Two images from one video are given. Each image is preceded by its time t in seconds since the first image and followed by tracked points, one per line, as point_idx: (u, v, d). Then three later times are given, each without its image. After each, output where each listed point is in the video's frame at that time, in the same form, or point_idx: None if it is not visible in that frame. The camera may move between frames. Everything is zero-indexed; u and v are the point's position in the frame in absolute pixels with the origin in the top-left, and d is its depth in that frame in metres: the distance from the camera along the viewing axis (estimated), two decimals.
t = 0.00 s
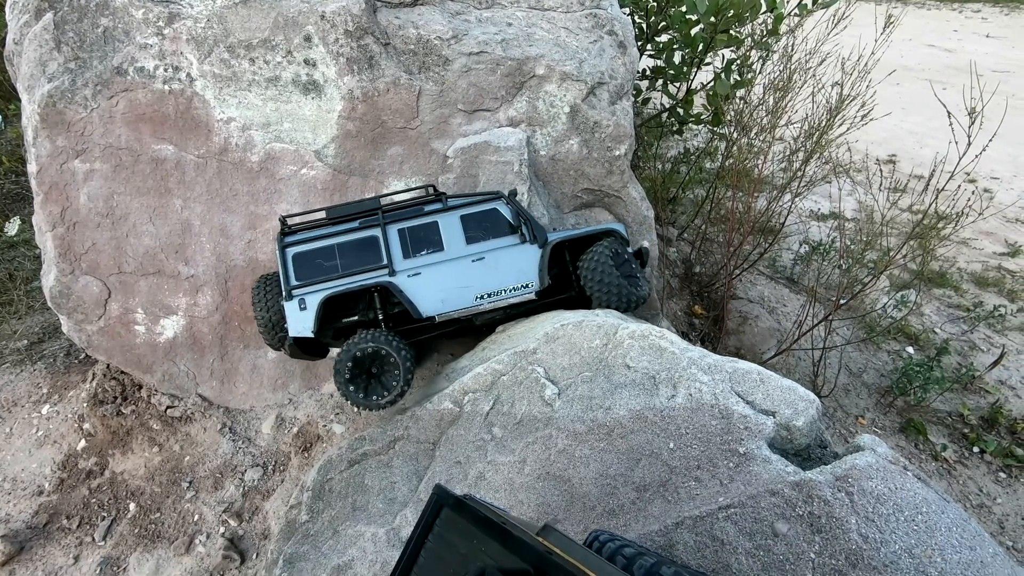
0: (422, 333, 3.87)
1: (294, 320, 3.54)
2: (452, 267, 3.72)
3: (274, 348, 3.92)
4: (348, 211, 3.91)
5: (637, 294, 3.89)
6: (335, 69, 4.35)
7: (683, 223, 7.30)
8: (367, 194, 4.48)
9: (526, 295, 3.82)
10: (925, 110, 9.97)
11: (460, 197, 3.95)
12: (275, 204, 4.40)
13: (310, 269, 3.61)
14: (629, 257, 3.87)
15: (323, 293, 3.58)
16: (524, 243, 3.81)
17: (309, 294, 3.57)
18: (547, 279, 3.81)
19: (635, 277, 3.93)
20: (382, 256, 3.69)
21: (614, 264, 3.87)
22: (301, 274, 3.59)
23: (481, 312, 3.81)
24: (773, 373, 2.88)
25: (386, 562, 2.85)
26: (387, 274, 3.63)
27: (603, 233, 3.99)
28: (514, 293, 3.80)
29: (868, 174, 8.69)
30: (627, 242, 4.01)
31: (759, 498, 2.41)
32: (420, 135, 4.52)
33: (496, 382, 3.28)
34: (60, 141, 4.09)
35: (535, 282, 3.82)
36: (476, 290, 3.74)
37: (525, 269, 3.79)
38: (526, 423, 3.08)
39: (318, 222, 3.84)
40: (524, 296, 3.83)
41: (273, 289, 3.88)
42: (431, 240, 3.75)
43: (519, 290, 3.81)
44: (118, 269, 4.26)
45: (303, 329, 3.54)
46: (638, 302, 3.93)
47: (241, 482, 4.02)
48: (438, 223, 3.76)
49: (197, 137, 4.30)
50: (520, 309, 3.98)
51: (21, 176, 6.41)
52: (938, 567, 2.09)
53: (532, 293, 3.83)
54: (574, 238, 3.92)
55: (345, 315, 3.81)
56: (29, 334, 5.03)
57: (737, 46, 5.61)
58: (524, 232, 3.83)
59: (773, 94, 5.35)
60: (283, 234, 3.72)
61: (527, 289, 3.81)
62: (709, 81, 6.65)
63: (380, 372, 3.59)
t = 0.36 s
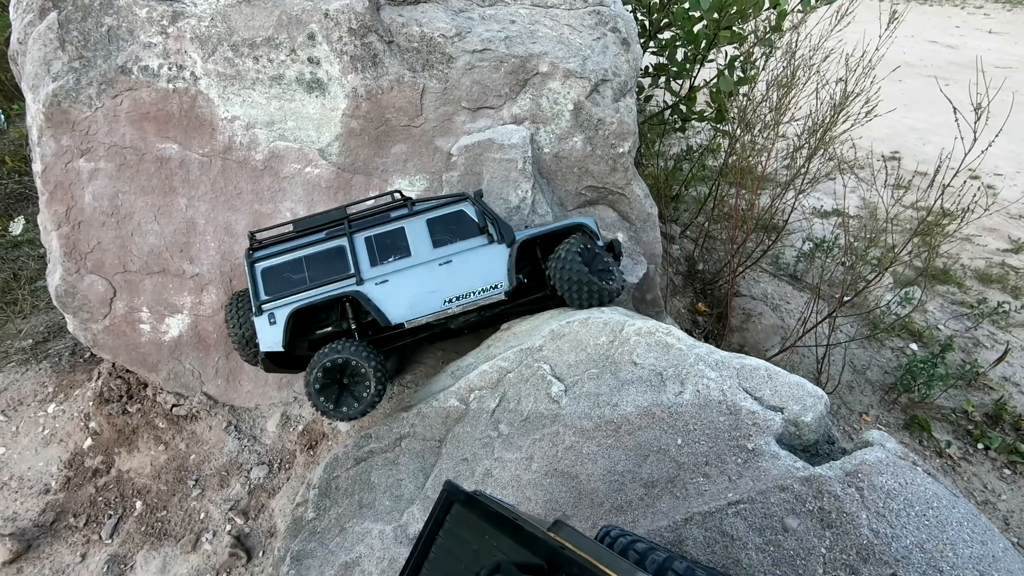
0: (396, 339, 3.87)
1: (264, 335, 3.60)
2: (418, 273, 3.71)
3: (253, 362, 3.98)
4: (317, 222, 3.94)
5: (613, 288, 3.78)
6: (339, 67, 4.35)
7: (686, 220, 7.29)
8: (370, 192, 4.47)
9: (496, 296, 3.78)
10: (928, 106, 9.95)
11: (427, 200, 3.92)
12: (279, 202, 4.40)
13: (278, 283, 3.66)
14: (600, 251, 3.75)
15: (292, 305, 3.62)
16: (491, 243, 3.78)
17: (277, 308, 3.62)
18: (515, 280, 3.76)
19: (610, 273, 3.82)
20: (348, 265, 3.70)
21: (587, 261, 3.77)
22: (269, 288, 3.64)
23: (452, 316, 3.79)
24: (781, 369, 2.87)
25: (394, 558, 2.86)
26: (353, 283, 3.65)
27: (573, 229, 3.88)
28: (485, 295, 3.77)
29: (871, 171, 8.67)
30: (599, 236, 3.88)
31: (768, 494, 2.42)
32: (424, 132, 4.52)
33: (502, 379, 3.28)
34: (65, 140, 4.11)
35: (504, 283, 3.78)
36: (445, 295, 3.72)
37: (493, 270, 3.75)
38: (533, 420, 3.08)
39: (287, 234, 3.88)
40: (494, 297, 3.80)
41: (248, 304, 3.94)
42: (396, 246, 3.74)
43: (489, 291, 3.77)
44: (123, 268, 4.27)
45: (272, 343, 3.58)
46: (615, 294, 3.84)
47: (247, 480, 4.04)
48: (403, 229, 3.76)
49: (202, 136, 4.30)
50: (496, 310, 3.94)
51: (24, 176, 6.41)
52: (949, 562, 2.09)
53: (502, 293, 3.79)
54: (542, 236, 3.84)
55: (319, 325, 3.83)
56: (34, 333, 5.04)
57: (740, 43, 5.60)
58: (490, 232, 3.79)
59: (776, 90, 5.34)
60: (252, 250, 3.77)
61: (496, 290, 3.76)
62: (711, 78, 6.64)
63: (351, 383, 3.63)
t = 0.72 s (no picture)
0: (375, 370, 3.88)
1: (242, 393, 3.54)
2: (388, 304, 3.67)
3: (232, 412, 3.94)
4: (271, 261, 3.78)
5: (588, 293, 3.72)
6: (347, 66, 4.32)
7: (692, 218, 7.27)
8: (379, 191, 4.50)
9: (470, 315, 3.82)
10: (935, 103, 9.89)
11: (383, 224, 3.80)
12: (288, 201, 4.43)
13: (245, 336, 3.55)
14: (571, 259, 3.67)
15: (264, 357, 3.55)
16: (457, 262, 3.75)
17: (250, 362, 3.54)
18: (487, 296, 3.79)
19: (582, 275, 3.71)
20: (314, 306, 3.60)
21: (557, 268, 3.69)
22: (237, 343, 3.54)
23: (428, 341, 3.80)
24: (795, 366, 2.86)
25: (406, 556, 2.87)
26: (323, 324, 3.58)
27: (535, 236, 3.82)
28: (458, 316, 3.80)
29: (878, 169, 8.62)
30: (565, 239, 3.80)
31: (784, 492, 2.42)
32: (432, 131, 4.52)
33: (512, 377, 3.29)
34: (76, 140, 4.13)
35: (476, 301, 3.81)
36: (419, 323, 3.71)
37: (464, 291, 3.75)
38: (545, 418, 3.09)
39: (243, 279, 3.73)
40: (467, 317, 3.83)
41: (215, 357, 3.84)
42: (360, 279, 3.65)
43: (461, 312, 3.79)
44: (133, 268, 4.31)
45: (251, 399, 3.53)
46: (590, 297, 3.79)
47: (257, 478, 4.06)
48: (364, 260, 3.65)
49: (211, 135, 4.31)
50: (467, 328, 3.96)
51: (33, 176, 6.44)
52: (971, 561, 2.08)
53: (475, 312, 3.83)
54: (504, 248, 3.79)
55: (295, 369, 3.77)
56: (44, 332, 5.07)
57: (748, 40, 5.57)
58: (455, 251, 3.75)
59: (785, 88, 5.30)
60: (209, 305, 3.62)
61: (469, 309, 3.80)
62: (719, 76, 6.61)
63: (340, 427, 3.36)
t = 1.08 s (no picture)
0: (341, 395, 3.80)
1: (209, 429, 3.44)
2: (348, 330, 3.57)
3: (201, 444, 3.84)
4: (224, 292, 3.65)
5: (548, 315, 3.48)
6: (353, 61, 4.30)
7: (698, 214, 7.23)
8: (384, 186, 4.49)
9: (432, 336, 3.76)
10: (942, 98, 9.82)
11: (335, 247, 3.68)
12: (294, 196, 4.42)
13: (205, 372, 3.44)
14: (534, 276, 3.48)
15: (227, 393, 3.43)
16: (414, 283, 3.66)
17: (214, 398, 3.43)
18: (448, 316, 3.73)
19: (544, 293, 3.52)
20: (272, 337, 3.49)
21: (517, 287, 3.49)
22: (199, 380, 3.42)
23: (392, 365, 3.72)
24: (803, 358, 2.85)
25: (413, 549, 2.88)
26: (284, 355, 3.47)
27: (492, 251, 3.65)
28: (421, 337, 3.73)
29: (884, 164, 8.56)
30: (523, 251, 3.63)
31: (794, 484, 2.41)
32: (438, 126, 4.49)
33: (519, 372, 3.30)
34: (82, 135, 4.13)
35: (437, 322, 3.76)
36: (382, 347, 3.62)
37: (425, 312, 3.68)
38: (551, 412, 3.09)
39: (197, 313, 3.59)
40: (430, 337, 3.78)
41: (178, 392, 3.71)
42: (317, 306, 3.54)
43: (423, 332, 3.73)
44: (139, 263, 4.34)
45: (219, 435, 3.44)
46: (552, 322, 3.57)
47: (263, 472, 4.06)
48: (320, 286, 3.54)
49: (217, 131, 4.28)
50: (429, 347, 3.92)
51: (39, 173, 6.46)
52: (985, 552, 2.07)
53: (437, 332, 3.78)
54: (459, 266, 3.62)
55: (260, 399, 3.67)
56: (51, 328, 5.09)
57: (755, 33, 5.53)
58: (411, 271, 3.65)
59: (791, 83, 5.27)
60: (164, 342, 3.48)
61: (431, 329, 3.74)
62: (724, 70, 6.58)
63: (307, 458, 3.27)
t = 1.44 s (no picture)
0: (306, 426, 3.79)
1: (179, 481, 3.48)
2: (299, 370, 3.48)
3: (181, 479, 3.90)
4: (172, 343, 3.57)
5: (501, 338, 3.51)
6: (357, 51, 4.22)
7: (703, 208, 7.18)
8: (389, 177, 4.47)
9: (388, 365, 3.67)
10: (949, 92, 9.73)
11: (274, 286, 3.54)
12: (299, 187, 4.41)
13: (165, 428, 3.43)
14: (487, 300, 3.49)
15: (191, 446, 3.44)
16: (362, 315, 3.54)
17: (178, 453, 3.44)
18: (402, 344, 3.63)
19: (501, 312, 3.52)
20: (226, 385, 3.44)
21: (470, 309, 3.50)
22: (159, 437, 3.43)
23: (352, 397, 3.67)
24: (815, 347, 2.84)
25: (420, 539, 2.88)
26: (241, 404, 3.44)
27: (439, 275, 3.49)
28: (378, 368, 3.65)
29: (890, 159, 8.50)
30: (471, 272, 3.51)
31: (808, 472, 2.40)
32: (443, 117, 4.42)
33: (526, 362, 3.29)
34: (86, 126, 4.13)
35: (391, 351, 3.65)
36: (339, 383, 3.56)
37: (377, 344, 3.58)
38: (559, 402, 3.07)
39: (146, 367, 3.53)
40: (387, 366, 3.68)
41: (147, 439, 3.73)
42: (265, 349, 3.46)
43: (380, 362, 3.64)
44: (144, 254, 4.41)
45: (190, 485, 3.49)
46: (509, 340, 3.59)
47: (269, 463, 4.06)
48: (264, 331, 3.44)
49: (221, 121, 4.24)
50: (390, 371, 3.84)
51: (43, 167, 6.44)
52: (1004, 540, 2.05)
53: (393, 361, 3.68)
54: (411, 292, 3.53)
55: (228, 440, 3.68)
56: (56, 320, 5.08)
57: (762, 24, 5.47)
58: (357, 304, 3.51)
59: (799, 75, 5.22)
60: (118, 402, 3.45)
61: (386, 358, 3.65)
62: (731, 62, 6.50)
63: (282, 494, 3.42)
